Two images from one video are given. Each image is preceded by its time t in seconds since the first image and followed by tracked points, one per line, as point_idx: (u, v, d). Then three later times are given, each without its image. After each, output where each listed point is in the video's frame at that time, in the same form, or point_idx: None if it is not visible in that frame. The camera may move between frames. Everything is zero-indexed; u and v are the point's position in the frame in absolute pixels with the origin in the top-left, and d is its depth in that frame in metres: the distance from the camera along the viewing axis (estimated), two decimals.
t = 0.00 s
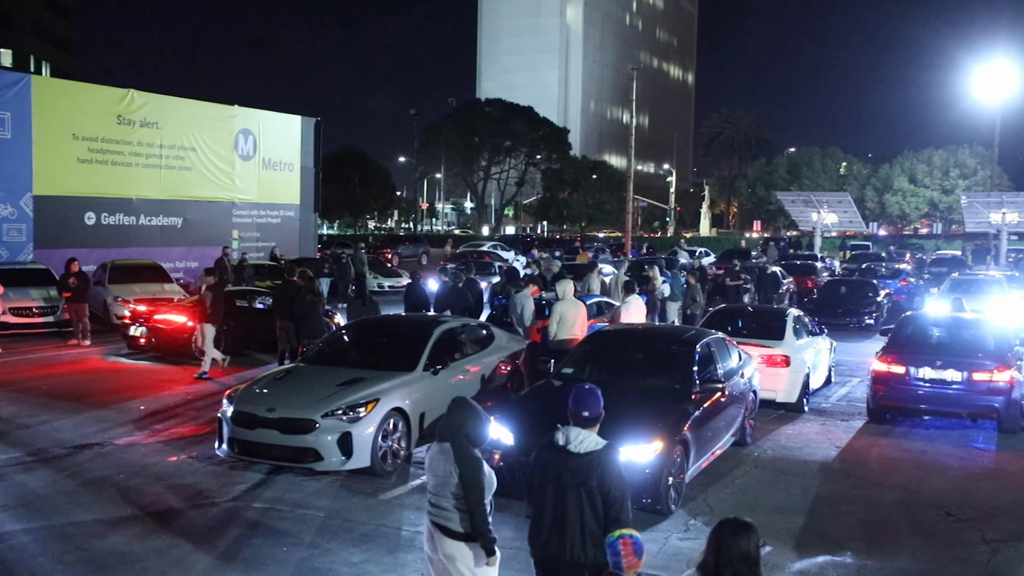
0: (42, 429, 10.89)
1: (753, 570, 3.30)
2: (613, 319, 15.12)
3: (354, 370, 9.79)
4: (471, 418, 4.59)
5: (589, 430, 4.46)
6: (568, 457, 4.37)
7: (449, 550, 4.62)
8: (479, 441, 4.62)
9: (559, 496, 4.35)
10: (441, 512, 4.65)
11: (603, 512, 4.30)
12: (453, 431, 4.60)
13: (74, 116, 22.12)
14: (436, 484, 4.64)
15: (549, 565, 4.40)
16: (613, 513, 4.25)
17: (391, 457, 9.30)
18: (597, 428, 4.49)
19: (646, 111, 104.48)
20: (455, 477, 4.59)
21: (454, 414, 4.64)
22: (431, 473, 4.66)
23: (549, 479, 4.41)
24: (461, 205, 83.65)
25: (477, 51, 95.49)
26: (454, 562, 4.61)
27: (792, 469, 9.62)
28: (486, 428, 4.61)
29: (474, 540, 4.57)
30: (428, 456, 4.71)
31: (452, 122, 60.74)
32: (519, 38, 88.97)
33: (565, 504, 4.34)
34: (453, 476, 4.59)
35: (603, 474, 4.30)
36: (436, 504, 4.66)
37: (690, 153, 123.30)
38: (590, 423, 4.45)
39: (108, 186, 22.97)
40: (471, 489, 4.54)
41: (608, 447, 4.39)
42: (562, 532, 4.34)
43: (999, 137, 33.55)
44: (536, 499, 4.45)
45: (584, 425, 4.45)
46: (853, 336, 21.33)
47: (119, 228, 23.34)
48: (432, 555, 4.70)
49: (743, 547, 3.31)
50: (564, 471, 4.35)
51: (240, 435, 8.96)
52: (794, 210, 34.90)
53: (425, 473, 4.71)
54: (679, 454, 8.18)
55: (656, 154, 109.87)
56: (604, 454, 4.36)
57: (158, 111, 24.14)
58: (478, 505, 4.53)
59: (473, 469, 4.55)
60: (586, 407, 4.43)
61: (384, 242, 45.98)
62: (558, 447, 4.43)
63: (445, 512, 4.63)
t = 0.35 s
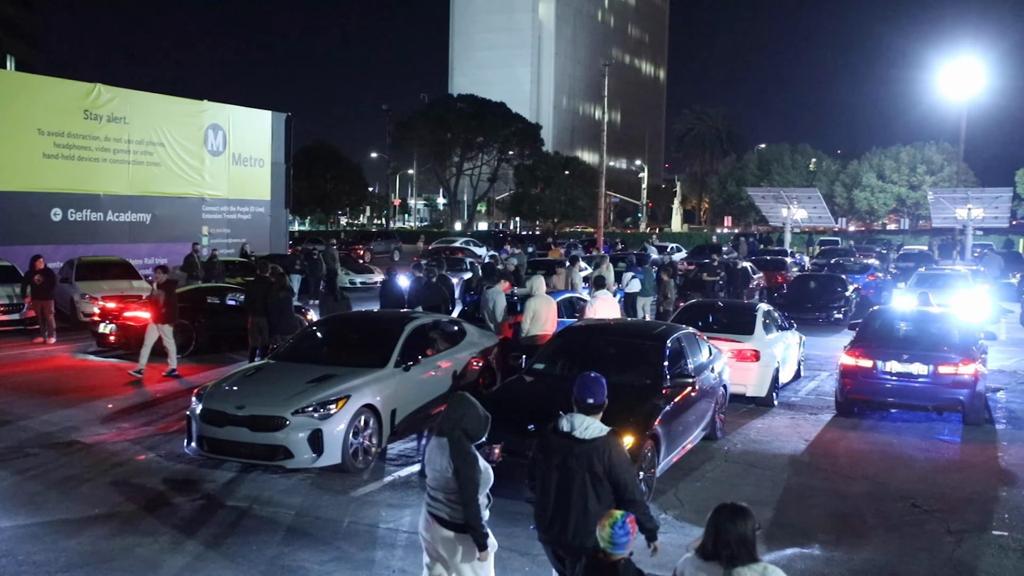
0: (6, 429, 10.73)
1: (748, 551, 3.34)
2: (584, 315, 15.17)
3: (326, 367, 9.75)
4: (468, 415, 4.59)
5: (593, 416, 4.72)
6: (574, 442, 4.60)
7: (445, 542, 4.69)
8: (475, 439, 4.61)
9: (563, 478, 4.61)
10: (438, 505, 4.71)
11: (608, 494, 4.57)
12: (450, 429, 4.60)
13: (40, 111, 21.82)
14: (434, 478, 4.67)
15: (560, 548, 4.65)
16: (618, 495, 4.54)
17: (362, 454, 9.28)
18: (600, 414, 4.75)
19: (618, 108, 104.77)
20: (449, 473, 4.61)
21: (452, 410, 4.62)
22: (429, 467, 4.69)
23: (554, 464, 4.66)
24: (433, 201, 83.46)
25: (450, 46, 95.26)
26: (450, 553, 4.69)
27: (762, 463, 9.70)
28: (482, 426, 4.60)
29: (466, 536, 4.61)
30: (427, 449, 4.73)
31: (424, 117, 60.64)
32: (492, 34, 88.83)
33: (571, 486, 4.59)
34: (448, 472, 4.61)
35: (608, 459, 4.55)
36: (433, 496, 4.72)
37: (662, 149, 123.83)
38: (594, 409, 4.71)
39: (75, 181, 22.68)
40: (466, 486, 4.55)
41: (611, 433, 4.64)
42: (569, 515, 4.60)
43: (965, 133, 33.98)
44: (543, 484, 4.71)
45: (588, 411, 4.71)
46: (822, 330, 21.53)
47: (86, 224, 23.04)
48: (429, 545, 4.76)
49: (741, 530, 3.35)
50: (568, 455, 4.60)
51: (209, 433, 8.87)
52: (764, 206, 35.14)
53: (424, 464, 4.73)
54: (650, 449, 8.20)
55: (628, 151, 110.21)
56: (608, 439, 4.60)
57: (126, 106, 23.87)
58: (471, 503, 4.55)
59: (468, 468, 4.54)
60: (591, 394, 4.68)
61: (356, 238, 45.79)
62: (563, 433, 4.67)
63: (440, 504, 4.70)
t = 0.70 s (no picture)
0: None
1: (736, 525, 3.39)
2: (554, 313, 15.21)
3: (297, 367, 9.69)
4: (477, 409, 4.81)
5: (583, 413, 4.72)
6: (567, 438, 4.62)
7: (460, 529, 4.95)
8: (485, 431, 4.87)
9: (557, 475, 4.60)
10: (448, 495, 4.95)
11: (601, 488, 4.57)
12: (463, 423, 4.83)
13: (4, 110, 21.50)
14: (444, 469, 4.92)
15: (560, 544, 4.63)
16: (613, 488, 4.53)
17: (333, 454, 9.22)
18: (590, 410, 4.74)
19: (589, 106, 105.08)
20: (463, 465, 4.87)
21: (461, 406, 4.83)
22: (439, 460, 4.92)
23: (548, 461, 4.65)
24: (406, 200, 83.24)
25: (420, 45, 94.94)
26: (465, 540, 4.96)
27: (733, 458, 9.77)
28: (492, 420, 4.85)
29: (482, 522, 4.91)
30: (435, 443, 4.95)
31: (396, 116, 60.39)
32: (463, 33, 88.70)
33: (565, 482, 4.59)
34: (462, 465, 4.87)
35: (601, 453, 4.56)
36: (442, 488, 4.95)
37: (633, 147, 124.37)
38: (584, 405, 4.71)
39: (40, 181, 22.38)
40: (478, 476, 4.83)
41: (602, 429, 4.64)
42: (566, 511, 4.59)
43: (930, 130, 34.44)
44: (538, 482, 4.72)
45: (579, 407, 4.71)
46: (792, 327, 21.73)
47: (52, 225, 22.75)
48: (440, 532, 5.03)
49: (729, 505, 3.40)
50: (562, 451, 4.60)
51: (179, 435, 8.82)
52: (734, 203, 35.40)
53: (432, 456, 4.97)
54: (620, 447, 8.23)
55: (600, 149, 110.49)
56: (599, 434, 4.62)
57: (92, 105, 23.57)
58: (489, 491, 4.86)
59: (480, 458, 4.84)
60: (579, 392, 4.68)
61: (327, 237, 45.54)
62: (554, 430, 4.69)
63: (452, 495, 4.93)
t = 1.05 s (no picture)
0: None
1: (741, 513, 3.53)
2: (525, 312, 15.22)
3: (267, 368, 9.62)
4: (470, 404, 5.13)
5: (577, 399, 4.88)
6: (560, 425, 4.81)
7: (461, 521, 5.16)
8: (478, 424, 5.15)
9: (554, 463, 4.79)
10: (448, 489, 5.15)
11: (594, 473, 4.74)
12: (460, 417, 5.11)
13: None
14: (442, 464, 5.14)
15: (559, 530, 4.83)
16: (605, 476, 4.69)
17: (304, 455, 9.16)
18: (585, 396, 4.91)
19: (560, 105, 105.30)
20: (462, 458, 5.11)
21: (458, 402, 5.13)
22: (437, 457, 5.15)
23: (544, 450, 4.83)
24: (377, 200, 82.90)
25: (391, 44, 94.60)
26: (466, 531, 5.16)
27: (703, 455, 9.83)
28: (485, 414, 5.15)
29: (484, 510, 5.13)
30: (431, 441, 5.19)
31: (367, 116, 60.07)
32: (433, 32, 88.50)
33: (562, 471, 4.78)
34: (462, 458, 5.10)
35: (593, 439, 4.73)
36: (440, 482, 5.16)
37: (605, 146, 124.76)
38: (577, 391, 4.86)
39: (4, 181, 22.05)
40: (478, 466, 5.09)
41: (596, 414, 4.81)
42: (563, 497, 4.78)
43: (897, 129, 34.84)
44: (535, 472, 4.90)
45: (573, 394, 4.87)
46: (762, 324, 21.90)
47: (17, 226, 22.43)
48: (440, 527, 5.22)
49: (733, 494, 3.53)
50: (557, 439, 4.79)
51: (147, 438, 8.73)
52: (705, 202, 35.61)
53: (429, 453, 5.20)
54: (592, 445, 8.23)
55: (572, 149, 110.67)
56: (592, 420, 4.78)
57: (57, 104, 23.27)
58: (489, 480, 5.09)
59: (478, 450, 5.10)
60: (572, 377, 4.83)
61: (297, 237, 45.24)
62: (549, 416, 4.88)
63: (453, 488, 5.13)
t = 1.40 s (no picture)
0: None
1: (740, 498, 3.74)
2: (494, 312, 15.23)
3: (234, 369, 9.53)
4: (458, 391, 5.24)
5: (580, 399, 4.85)
6: (564, 423, 4.79)
7: (442, 507, 5.23)
8: (464, 413, 5.25)
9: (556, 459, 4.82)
10: (430, 476, 5.25)
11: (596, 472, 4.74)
12: (443, 404, 5.20)
13: None
14: (427, 452, 5.24)
15: (553, 522, 4.90)
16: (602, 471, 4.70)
17: (272, 456, 9.10)
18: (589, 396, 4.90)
19: (530, 105, 105.42)
20: (446, 445, 5.19)
21: (443, 389, 5.23)
22: (422, 442, 5.26)
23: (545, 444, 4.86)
24: (347, 199, 82.51)
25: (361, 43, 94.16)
26: (449, 520, 5.23)
27: (672, 453, 9.89)
28: (470, 403, 5.25)
29: (464, 498, 5.19)
30: (417, 429, 5.31)
31: (337, 115, 59.66)
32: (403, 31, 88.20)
33: (564, 467, 4.81)
34: (445, 444, 5.19)
35: (594, 438, 4.73)
36: (425, 469, 5.26)
37: (575, 146, 125.08)
38: (580, 392, 4.83)
39: None
40: (459, 455, 5.17)
41: (599, 414, 4.81)
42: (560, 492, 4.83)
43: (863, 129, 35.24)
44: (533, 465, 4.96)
45: (578, 393, 4.84)
46: (730, 322, 22.08)
47: None
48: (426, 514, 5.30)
49: (734, 479, 3.74)
50: (560, 436, 4.80)
51: (112, 441, 8.62)
52: (674, 201, 35.80)
53: (415, 441, 5.30)
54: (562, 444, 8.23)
55: (542, 148, 110.77)
56: (594, 419, 4.78)
57: (20, 103, 22.89)
58: (469, 468, 5.16)
59: (462, 438, 5.18)
60: (574, 378, 4.82)
61: (266, 237, 44.89)
62: (553, 417, 4.84)
63: (435, 476, 5.24)
